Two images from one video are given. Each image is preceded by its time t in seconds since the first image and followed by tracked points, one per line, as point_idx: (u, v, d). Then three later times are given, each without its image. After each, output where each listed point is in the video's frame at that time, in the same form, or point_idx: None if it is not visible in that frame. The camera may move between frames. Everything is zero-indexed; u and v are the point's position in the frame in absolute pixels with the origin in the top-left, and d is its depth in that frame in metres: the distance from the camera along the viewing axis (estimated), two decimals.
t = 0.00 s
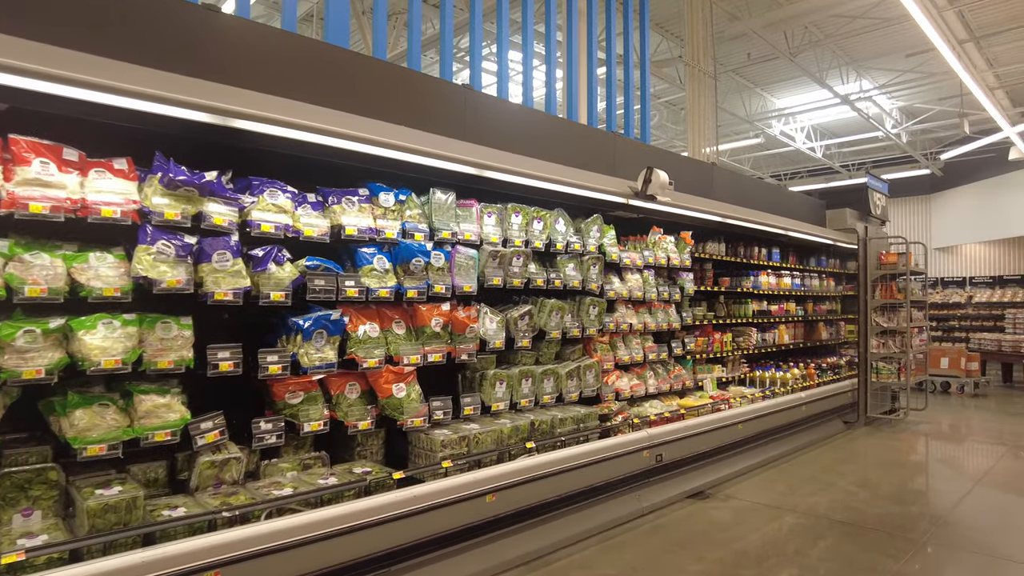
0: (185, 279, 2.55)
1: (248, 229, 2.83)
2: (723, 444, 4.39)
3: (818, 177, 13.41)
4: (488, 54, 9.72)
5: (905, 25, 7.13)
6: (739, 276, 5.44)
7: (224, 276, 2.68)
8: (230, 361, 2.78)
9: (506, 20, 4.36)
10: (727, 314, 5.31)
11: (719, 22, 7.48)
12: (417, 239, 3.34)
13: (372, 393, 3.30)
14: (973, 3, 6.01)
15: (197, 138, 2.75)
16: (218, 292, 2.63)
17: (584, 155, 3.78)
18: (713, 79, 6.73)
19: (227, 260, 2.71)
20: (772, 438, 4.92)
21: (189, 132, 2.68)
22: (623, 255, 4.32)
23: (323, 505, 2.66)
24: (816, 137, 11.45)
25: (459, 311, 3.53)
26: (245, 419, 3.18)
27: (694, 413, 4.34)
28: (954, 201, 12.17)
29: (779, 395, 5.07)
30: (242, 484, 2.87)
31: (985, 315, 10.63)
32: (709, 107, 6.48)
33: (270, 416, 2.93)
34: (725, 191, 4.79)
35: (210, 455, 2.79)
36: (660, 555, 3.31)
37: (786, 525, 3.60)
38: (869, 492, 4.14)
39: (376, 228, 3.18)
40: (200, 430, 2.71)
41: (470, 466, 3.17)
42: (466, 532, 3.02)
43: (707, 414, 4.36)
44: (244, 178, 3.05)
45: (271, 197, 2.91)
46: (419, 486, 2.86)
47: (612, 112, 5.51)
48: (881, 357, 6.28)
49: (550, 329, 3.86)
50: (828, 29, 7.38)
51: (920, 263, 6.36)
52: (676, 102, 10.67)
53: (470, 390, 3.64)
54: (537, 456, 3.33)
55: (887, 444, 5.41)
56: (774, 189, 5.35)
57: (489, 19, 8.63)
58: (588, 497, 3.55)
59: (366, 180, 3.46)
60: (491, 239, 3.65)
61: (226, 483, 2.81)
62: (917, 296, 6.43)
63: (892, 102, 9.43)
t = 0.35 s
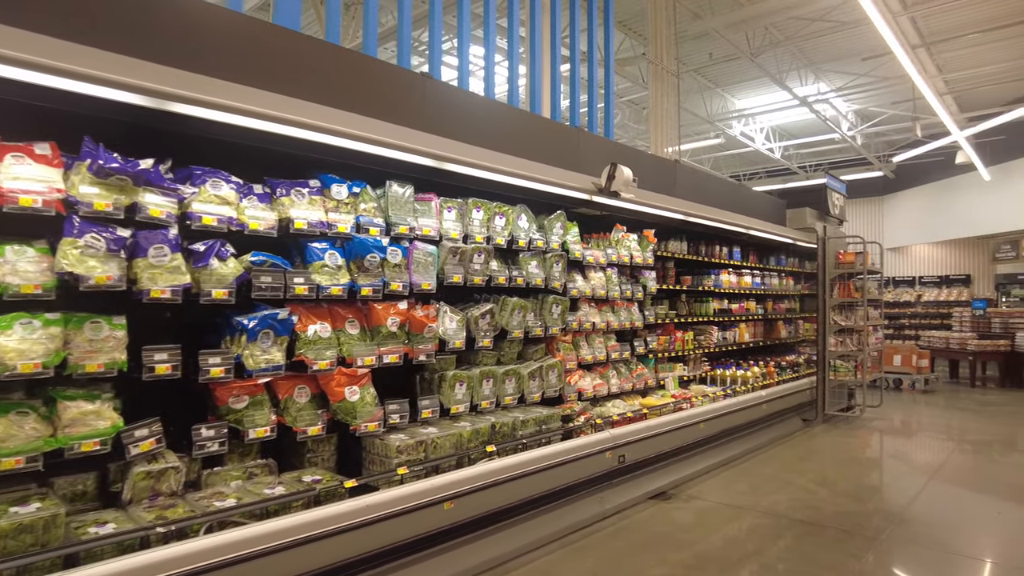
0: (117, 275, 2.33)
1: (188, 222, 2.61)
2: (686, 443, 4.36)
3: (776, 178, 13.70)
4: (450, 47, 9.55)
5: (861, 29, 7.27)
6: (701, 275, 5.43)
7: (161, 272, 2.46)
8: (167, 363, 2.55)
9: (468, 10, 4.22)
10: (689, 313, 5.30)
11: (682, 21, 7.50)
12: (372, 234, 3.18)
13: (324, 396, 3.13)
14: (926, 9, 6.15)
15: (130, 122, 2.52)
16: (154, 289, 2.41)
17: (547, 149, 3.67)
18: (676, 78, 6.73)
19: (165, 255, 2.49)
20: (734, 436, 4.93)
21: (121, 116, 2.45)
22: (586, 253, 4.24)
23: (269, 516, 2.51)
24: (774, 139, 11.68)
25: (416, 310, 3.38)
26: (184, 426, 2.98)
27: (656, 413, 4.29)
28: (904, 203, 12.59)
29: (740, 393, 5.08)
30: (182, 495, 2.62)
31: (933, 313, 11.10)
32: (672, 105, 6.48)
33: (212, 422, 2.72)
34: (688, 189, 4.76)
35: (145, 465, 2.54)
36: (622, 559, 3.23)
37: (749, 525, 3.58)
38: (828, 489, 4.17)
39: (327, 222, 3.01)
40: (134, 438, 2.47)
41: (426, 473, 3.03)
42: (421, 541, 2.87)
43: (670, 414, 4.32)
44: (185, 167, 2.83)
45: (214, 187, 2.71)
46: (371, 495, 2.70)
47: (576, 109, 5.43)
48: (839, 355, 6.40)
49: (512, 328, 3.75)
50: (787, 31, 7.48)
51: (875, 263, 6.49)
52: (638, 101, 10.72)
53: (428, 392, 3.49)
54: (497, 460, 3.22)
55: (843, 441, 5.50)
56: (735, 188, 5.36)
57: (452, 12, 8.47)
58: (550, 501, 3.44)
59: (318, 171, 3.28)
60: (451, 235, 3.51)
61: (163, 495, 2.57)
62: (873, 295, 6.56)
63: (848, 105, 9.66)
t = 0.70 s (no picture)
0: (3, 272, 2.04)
1: (92, 215, 2.36)
2: (623, 444, 4.37)
3: (711, 182, 14.14)
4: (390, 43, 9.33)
5: (790, 39, 7.56)
6: (637, 276, 5.49)
7: (59, 270, 2.20)
8: (66, 369, 2.22)
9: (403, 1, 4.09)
10: (626, 313, 5.35)
11: (621, 24, 7.59)
12: (298, 230, 2.99)
13: (245, 403, 2.92)
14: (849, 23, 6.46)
15: (21, 105, 2.27)
16: (50, 288, 2.15)
17: (484, 146, 3.59)
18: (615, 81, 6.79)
19: (63, 251, 2.24)
20: (670, 435, 5.00)
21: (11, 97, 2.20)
22: (524, 253, 4.18)
23: (180, 535, 2.30)
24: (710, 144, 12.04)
25: (346, 311, 3.21)
26: (84, 434, 2.71)
27: (594, 413, 4.28)
28: (830, 208, 13.25)
29: (675, 392, 5.16)
30: (83, 514, 2.33)
31: (856, 313, 11.72)
32: (610, 107, 6.53)
33: (119, 433, 2.46)
34: (625, 190, 4.79)
35: (38, 482, 2.23)
36: (558, 564, 3.18)
37: (684, 525, 3.60)
38: (758, 486, 4.28)
39: (248, 218, 2.80)
40: (24, 455, 2.15)
41: (355, 483, 2.87)
42: (351, 555, 2.72)
43: (607, 414, 4.32)
44: (88, 156, 2.58)
45: (122, 178, 2.48)
46: (296, 506, 2.55)
47: (514, 108, 5.38)
48: (769, 355, 6.61)
49: (448, 330, 3.64)
50: (721, 38, 7.70)
51: (803, 265, 6.75)
52: (578, 103, 10.82)
53: (358, 398, 3.33)
54: (431, 467, 3.10)
55: (773, 438, 5.68)
56: (671, 190, 5.44)
57: (391, 6, 8.28)
58: (486, 507, 3.35)
59: (240, 164, 3.08)
60: (383, 233, 3.37)
61: (59, 515, 2.26)
62: (800, 296, 6.82)
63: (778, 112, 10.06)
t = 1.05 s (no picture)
0: None
1: None
2: (554, 444, 4.31)
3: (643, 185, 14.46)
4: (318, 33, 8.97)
5: (717, 45, 7.78)
6: (568, 276, 5.46)
7: None
8: None
9: None
10: (558, 312, 5.32)
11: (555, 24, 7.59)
12: (202, 223, 2.74)
13: (141, 411, 2.62)
14: (772, 32, 6.69)
15: None
16: None
17: (411, 138, 3.41)
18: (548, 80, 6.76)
19: None
20: (600, 435, 4.99)
21: None
22: (454, 250, 4.03)
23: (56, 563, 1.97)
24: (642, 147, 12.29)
25: (256, 311, 2.96)
26: None
27: (524, 414, 4.20)
28: (755, 212, 13.80)
29: (605, 391, 5.17)
30: None
31: (778, 313, 12.25)
32: (543, 106, 6.49)
33: None
34: (557, 188, 4.75)
35: None
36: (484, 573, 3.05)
37: (616, 527, 3.55)
38: (687, 483, 4.32)
39: (146, 209, 2.54)
40: None
41: (266, 495, 2.64)
42: None
43: (537, 415, 4.24)
44: None
45: None
46: (198, 522, 2.31)
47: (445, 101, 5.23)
48: (697, 353, 6.75)
49: (371, 330, 3.44)
50: (652, 42, 7.83)
51: (729, 266, 6.93)
52: (512, 102, 10.77)
53: (271, 404, 3.10)
54: (350, 477, 2.91)
55: (700, 435, 5.79)
56: (601, 190, 5.45)
57: None
58: (409, 516, 3.19)
59: (136, 148, 2.77)
60: (298, 226, 3.15)
61: None
62: (727, 296, 7.01)
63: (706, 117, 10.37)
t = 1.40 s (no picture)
0: None
1: None
2: (482, 449, 4.18)
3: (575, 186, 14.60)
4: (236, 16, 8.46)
5: (647, 47, 7.90)
6: (499, 275, 5.34)
7: None
8: None
9: None
10: (488, 313, 5.18)
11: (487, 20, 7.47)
12: (85, 214, 2.26)
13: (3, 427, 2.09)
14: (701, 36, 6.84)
15: None
16: None
17: (329, 126, 3.13)
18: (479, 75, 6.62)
19: None
20: (530, 437, 4.90)
21: None
22: (375, 247, 3.81)
23: None
24: (574, 148, 12.38)
25: (150, 311, 2.52)
26: None
27: (451, 419, 4.04)
28: (683, 215, 14.21)
29: (535, 393, 5.08)
30: None
31: (705, 312, 12.64)
32: (473, 101, 6.35)
33: None
34: (486, 184, 4.61)
35: None
36: None
37: (544, 534, 3.44)
38: (617, 485, 4.28)
39: (12, 195, 2.03)
40: None
41: (157, 516, 2.31)
42: None
43: (465, 420, 4.09)
44: None
45: None
46: (74, 552, 1.96)
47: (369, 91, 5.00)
48: (627, 352, 6.79)
49: (282, 333, 3.17)
50: (584, 42, 7.85)
51: (658, 265, 7.02)
52: (443, 98, 10.57)
53: (169, 414, 2.78)
54: (258, 492, 2.62)
55: (629, 434, 5.81)
56: (532, 188, 5.37)
57: None
58: (323, 532, 2.94)
59: None
60: (199, 220, 2.79)
61: None
62: (655, 295, 7.10)
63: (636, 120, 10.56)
